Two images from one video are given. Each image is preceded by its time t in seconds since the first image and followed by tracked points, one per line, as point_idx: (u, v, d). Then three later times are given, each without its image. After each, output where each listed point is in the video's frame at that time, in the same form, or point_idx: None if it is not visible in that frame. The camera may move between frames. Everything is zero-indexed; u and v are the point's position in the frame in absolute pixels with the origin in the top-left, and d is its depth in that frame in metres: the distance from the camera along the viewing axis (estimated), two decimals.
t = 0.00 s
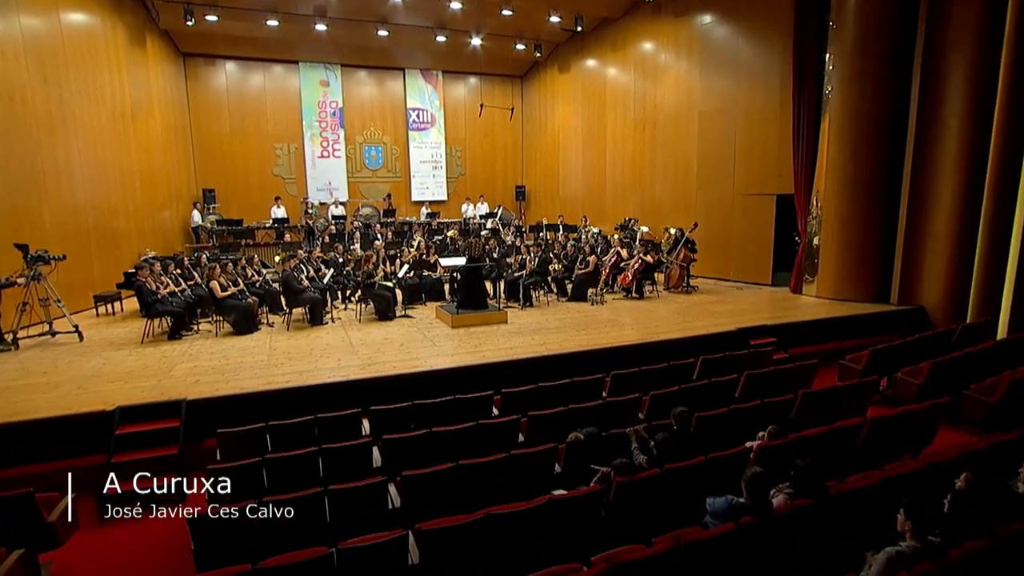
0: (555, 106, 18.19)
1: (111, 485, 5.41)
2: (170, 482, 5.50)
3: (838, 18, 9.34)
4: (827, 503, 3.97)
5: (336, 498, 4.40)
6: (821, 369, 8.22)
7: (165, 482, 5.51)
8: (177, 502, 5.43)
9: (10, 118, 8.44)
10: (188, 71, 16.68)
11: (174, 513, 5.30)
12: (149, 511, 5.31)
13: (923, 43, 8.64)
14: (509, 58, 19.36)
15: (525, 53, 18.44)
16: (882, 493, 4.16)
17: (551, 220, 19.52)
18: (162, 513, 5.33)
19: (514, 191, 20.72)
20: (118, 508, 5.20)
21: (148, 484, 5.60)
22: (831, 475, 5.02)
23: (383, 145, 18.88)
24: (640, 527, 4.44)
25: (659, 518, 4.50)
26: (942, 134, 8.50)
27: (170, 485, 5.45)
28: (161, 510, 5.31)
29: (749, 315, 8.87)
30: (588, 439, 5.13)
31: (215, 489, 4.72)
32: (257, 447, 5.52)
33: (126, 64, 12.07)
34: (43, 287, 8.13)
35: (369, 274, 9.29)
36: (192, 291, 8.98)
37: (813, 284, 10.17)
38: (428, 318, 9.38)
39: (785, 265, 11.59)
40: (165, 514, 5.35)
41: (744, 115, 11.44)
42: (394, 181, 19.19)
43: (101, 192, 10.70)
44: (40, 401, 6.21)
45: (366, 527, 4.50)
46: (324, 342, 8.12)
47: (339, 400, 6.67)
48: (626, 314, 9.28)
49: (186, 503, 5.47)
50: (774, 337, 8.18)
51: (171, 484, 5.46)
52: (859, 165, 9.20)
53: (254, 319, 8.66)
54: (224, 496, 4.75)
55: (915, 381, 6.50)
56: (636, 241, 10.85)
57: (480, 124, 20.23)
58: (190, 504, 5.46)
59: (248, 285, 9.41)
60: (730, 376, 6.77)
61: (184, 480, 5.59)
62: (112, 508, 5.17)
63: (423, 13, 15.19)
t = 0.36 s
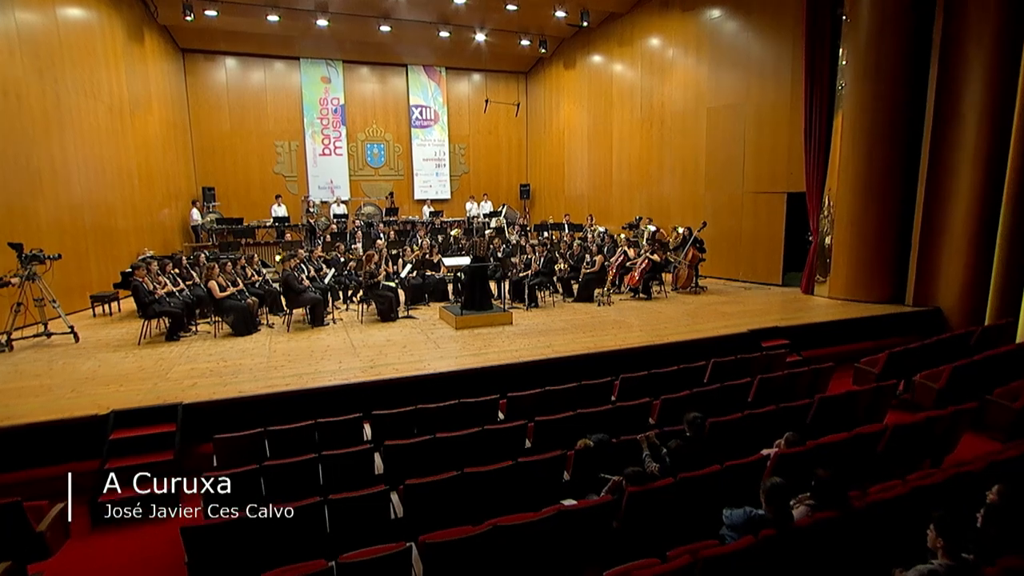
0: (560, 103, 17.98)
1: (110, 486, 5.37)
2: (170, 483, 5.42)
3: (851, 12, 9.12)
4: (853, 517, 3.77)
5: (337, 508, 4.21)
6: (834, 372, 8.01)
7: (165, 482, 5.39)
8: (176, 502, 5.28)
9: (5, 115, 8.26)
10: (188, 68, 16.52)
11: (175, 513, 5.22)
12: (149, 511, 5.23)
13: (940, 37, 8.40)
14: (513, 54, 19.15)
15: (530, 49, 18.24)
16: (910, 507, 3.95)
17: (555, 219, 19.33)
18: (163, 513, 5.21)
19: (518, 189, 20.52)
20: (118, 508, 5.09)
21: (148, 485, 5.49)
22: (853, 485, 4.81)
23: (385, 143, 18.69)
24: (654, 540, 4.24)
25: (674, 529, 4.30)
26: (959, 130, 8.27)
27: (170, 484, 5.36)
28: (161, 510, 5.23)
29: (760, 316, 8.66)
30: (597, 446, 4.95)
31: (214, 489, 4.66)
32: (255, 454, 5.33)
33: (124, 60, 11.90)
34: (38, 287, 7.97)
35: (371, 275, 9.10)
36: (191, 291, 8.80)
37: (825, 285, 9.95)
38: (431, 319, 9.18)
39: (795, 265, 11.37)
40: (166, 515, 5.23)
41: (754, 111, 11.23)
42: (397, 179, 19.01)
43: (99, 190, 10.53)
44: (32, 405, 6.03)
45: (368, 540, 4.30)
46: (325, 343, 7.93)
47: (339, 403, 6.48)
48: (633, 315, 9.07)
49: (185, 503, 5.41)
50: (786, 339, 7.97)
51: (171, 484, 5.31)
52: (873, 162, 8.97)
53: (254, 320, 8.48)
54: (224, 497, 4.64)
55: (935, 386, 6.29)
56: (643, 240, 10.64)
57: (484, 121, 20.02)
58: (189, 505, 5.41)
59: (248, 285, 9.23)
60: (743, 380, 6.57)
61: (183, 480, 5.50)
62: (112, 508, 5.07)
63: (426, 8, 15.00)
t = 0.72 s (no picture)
0: (566, 100, 17.78)
1: (110, 486, 5.27)
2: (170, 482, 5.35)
3: (865, 6, 8.90)
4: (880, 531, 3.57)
5: (337, 518, 4.02)
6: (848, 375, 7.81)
7: (165, 481, 5.33)
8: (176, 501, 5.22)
9: None
10: (188, 65, 16.34)
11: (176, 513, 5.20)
12: (150, 510, 5.14)
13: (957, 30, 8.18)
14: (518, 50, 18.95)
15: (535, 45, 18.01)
16: (940, 521, 3.74)
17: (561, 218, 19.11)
18: (163, 513, 5.16)
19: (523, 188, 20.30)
20: (118, 508, 5.01)
21: (148, 485, 5.37)
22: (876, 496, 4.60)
23: (388, 140, 18.50)
24: (669, 554, 4.04)
25: (690, 542, 4.11)
26: (977, 126, 8.05)
27: (169, 483, 5.32)
28: (161, 509, 5.16)
29: (771, 318, 8.45)
30: (609, 454, 4.73)
31: (214, 489, 4.49)
32: (253, 460, 5.16)
33: (122, 57, 11.73)
34: (33, 287, 7.81)
35: (373, 275, 8.90)
36: (189, 291, 8.64)
37: (838, 285, 9.73)
38: (435, 320, 8.99)
39: (806, 265, 11.15)
40: (166, 515, 5.16)
41: (765, 108, 11.03)
42: (400, 178, 18.83)
43: (97, 189, 10.36)
44: (25, 408, 5.87)
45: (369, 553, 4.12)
46: (326, 345, 7.74)
47: (341, 407, 6.30)
48: (642, 316, 8.86)
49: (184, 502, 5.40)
50: (799, 342, 7.77)
51: (169, 483, 5.28)
52: (888, 160, 8.76)
53: (253, 321, 8.30)
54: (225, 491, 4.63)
55: (955, 390, 6.09)
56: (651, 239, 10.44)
57: (488, 118, 19.82)
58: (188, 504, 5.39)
59: (248, 285, 9.06)
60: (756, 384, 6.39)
61: (182, 480, 5.48)
62: (112, 508, 4.99)
63: (429, 3, 14.82)
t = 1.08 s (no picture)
0: (572, 98, 17.58)
1: (110, 485, 5.15)
2: (171, 483, 5.22)
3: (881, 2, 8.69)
4: (909, 547, 3.39)
5: (339, 529, 3.86)
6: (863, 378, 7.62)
7: (165, 482, 5.22)
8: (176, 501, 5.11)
9: None
10: (189, 61, 16.20)
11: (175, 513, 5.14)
12: (150, 511, 4.98)
13: (976, 25, 7.97)
14: (524, 47, 18.76)
15: (540, 41, 17.83)
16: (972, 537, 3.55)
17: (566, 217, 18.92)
18: (163, 513, 5.01)
19: (528, 186, 20.12)
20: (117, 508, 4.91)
21: (149, 485, 5.29)
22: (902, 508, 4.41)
23: (391, 138, 18.34)
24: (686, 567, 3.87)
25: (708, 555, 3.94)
26: (997, 123, 7.83)
27: (169, 483, 5.19)
28: (161, 509, 5.01)
29: (783, 319, 8.26)
30: (621, 461, 4.56)
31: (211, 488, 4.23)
32: (253, 468, 5.01)
33: (121, 53, 11.57)
34: (30, 287, 7.66)
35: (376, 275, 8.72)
36: (189, 291, 8.49)
37: (851, 286, 9.54)
38: (439, 321, 8.81)
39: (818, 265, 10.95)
40: (166, 515, 5.00)
41: (776, 104, 10.84)
42: (403, 176, 18.66)
43: (96, 187, 10.23)
44: (19, 411, 5.72)
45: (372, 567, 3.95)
46: (328, 347, 7.57)
47: (343, 411, 6.13)
48: (650, 317, 8.68)
49: (183, 502, 5.37)
50: (813, 344, 7.58)
51: (169, 483, 5.18)
52: (903, 158, 8.55)
53: (254, 321, 8.14)
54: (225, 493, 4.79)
55: (978, 394, 5.89)
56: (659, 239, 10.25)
57: (493, 116, 19.65)
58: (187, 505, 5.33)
59: (249, 285, 8.92)
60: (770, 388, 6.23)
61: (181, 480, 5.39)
62: (112, 508, 4.88)
63: None
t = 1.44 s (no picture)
0: (579, 95, 17.41)
1: (110, 485, 5.04)
2: (171, 483, 5.14)
3: None
4: (943, 564, 3.21)
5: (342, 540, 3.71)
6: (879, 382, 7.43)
7: (165, 481, 5.14)
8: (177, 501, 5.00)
9: None
10: (192, 59, 16.08)
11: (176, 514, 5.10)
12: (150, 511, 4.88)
13: (996, 19, 7.77)
14: (530, 44, 18.59)
15: (547, 38, 17.65)
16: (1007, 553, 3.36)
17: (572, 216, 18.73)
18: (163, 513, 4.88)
19: (534, 185, 19.94)
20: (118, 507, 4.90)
21: (148, 486, 5.14)
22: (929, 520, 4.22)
23: (395, 137, 18.21)
24: None
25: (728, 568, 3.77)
26: (1018, 120, 7.62)
27: (169, 483, 5.10)
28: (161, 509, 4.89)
29: (796, 321, 8.08)
30: (634, 470, 4.41)
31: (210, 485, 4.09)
32: (255, 473, 4.88)
33: (124, 51, 11.47)
34: (30, 287, 7.53)
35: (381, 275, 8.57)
36: (190, 291, 8.36)
37: (865, 287, 9.34)
38: (444, 322, 8.65)
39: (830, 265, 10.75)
40: (166, 515, 4.87)
41: (788, 101, 10.66)
42: (408, 175, 18.52)
43: (98, 186, 10.12)
44: (16, 415, 5.59)
45: None
46: (332, 349, 7.42)
47: (346, 415, 5.98)
48: (660, 318, 8.50)
49: (182, 503, 5.29)
50: (827, 347, 7.40)
51: (169, 483, 5.09)
52: (920, 155, 8.35)
53: (256, 322, 8.01)
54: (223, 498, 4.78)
55: (1002, 400, 5.70)
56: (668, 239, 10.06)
57: (499, 113, 19.48)
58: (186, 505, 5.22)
59: (252, 285, 8.79)
60: (785, 393, 6.08)
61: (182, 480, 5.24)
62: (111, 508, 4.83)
63: None
